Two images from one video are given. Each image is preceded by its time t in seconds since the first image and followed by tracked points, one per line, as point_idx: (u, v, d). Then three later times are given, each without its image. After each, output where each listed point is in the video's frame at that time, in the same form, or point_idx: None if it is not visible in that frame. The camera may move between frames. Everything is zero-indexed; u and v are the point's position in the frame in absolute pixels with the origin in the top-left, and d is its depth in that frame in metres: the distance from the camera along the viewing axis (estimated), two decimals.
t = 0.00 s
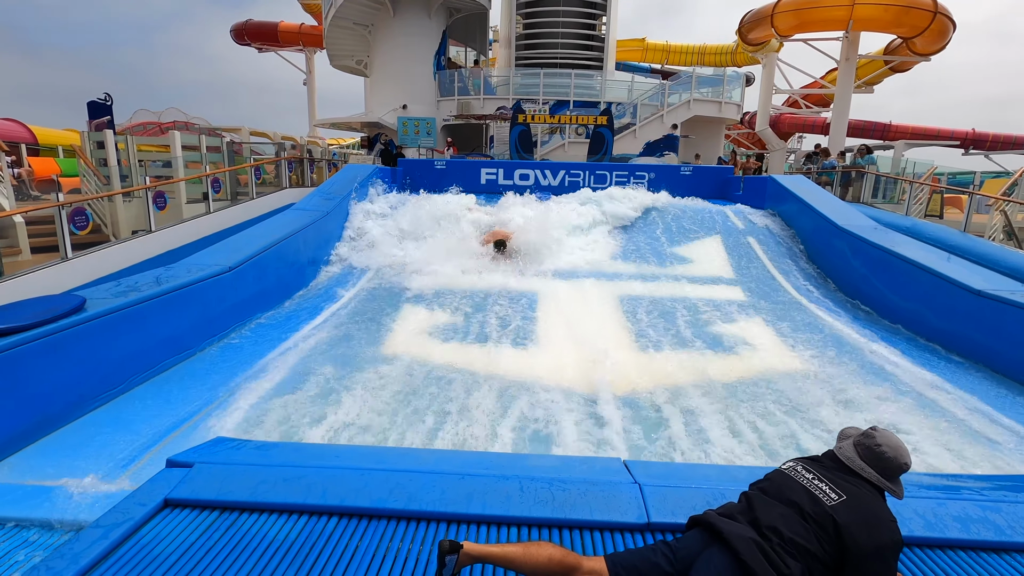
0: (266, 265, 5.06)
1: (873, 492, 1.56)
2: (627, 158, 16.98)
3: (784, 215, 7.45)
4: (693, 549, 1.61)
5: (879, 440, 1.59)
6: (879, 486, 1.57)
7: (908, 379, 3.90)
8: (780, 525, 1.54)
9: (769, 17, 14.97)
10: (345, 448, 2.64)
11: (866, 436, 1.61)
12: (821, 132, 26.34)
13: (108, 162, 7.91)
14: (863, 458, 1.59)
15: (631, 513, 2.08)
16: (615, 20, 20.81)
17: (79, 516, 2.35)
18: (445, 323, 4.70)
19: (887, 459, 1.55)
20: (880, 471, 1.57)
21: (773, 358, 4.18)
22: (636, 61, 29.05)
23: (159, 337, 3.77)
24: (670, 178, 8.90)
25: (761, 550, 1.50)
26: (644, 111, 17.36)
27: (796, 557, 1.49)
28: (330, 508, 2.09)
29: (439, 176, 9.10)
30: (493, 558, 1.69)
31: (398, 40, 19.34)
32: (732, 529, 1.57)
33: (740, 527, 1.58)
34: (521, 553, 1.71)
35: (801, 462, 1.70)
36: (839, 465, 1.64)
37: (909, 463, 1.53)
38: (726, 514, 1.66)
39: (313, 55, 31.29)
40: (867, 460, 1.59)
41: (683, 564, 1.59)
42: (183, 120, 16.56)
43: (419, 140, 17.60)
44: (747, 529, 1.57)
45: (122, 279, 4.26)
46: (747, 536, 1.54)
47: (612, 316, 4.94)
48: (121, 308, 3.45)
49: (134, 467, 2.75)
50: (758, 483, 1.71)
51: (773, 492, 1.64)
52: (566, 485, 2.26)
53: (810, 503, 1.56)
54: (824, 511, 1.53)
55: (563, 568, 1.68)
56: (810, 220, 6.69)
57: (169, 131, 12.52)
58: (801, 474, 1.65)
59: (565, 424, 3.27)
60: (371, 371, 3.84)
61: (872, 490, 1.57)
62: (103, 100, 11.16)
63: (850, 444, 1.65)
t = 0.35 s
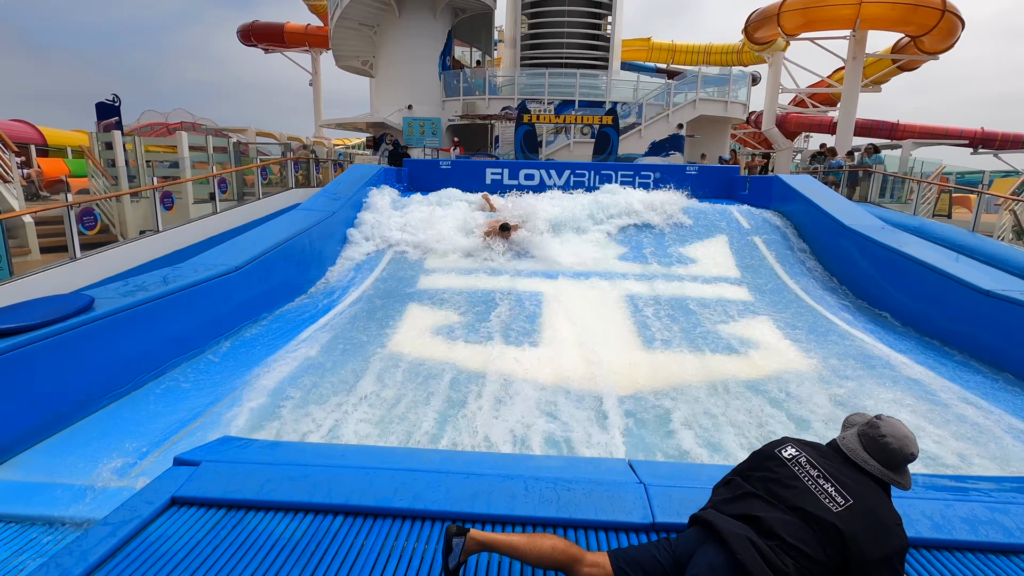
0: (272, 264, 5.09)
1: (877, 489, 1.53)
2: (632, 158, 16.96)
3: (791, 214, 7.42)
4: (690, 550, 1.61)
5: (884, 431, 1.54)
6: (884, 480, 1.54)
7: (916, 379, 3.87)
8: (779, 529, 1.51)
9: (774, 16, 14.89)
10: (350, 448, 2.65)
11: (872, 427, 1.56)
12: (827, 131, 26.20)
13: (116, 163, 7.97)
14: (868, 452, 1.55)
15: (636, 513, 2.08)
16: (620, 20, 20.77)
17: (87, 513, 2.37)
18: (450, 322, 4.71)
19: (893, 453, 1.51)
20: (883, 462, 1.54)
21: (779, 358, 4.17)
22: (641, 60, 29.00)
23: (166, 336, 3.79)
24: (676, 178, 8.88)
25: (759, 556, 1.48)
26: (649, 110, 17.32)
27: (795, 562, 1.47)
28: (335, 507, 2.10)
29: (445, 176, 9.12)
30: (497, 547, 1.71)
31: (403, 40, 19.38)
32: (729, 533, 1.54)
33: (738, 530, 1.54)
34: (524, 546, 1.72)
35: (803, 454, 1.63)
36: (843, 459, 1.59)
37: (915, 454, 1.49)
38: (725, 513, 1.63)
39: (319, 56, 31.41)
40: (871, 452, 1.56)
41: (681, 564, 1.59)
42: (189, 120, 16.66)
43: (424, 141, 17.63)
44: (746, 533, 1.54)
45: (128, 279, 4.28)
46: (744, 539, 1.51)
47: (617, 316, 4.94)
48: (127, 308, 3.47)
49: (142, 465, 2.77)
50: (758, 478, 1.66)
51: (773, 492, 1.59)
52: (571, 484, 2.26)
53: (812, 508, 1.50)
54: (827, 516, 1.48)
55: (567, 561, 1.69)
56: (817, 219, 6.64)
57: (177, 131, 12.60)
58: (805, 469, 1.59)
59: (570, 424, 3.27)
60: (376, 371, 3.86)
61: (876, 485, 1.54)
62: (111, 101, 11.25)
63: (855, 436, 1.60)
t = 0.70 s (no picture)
0: (274, 269, 5.10)
1: (846, 453, 1.55)
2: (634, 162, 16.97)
3: (792, 218, 7.42)
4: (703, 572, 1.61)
5: (834, 397, 1.56)
6: (847, 443, 1.55)
7: (918, 383, 3.86)
8: (779, 531, 1.51)
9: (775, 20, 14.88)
10: (351, 451, 2.65)
11: (819, 395, 1.59)
12: (829, 134, 26.20)
13: (119, 167, 8.01)
14: (822, 422, 1.58)
15: (637, 517, 2.07)
16: (621, 24, 20.83)
17: (89, 517, 2.37)
18: (451, 326, 4.71)
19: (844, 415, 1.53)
20: (839, 426, 1.56)
21: (780, 361, 4.16)
22: (643, 64, 29.08)
23: (168, 340, 3.80)
24: (677, 181, 8.88)
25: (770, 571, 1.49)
26: (650, 114, 17.35)
27: (803, 559, 1.48)
28: (335, 510, 2.10)
29: (446, 180, 9.13)
30: None
31: (405, 45, 19.46)
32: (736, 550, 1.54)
33: (744, 546, 1.54)
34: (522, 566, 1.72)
35: (771, 441, 1.64)
36: (807, 435, 1.61)
37: (865, 410, 1.52)
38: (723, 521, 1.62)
39: (321, 60, 31.57)
40: (827, 420, 1.57)
41: None
42: (192, 125, 16.73)
43: (426, 145, 17.68)
44: (747, 539, 1.55)
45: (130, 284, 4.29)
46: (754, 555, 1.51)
47: (619, 319, 4.93)
48: (130, 312, 3.48)
49: (143, 468, 2.77)
50: (739, 474, 1.66)
51: (761, 491, 1.58)
52: (572, 488, 2.25)
53: (803, 501, 1.50)
54: (815, 500, 1.49)
55: None
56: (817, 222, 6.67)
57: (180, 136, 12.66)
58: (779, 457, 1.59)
59: (571, 428, 3.25)
60: (377, 375, 3.85)
61: (845, 451, 1.55)
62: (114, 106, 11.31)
63: (807, 409, 1.63)
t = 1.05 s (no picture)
0: (261, 278, 5.05)
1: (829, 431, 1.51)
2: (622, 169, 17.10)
3: (778, 224, 7.51)
4: (662, 543, 1.45)
5: (832, 380, 1.55)
6: (833, 424, 1.51)
7: (904, 386, 3.91)
8: (751, 489, 1.41)
9: (759, 30, 15.08)
10: (340, 463, 2.62)
11: (818, 377, 1.57)
12: (813, 142, 26.60)
13: (102, 176, 7.90)
14: (817, 398, 1.54)
15: (629, 525, 2.07)
16: (608, 33, 21.04)
17: (70, 534, 2.31)
18: (441, 334, 4.69)
19: (837, 395, 1.51)
20: (831, 408, 1.53)
21: (769, 366, 4.19)
22: (630, 73, 29.39)
23: (153, 351, 3.74)
24: (664, 188, 8.96)
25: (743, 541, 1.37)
26: (638, 122, 17.51)
27: (773, 520, 1.39)
28: (324, 523, 2.07)
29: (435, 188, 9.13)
30: None
31: (392, 54, 19.50)
32: (707, 517, 1.41)
33: (716, 511, 1.42)
34: None
35: (755, 412, 1.59)
36: (793, 408, 1.57)
37: (860, 401, 1.51)
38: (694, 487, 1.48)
39: (309, 68, 31.52)
40: (819, 399, 1.54)
41: (659, 563, 1.44)
42: (177, 133, 16.58)
43: (414, 153, 17.68)
44: (718, 500, 1.44)
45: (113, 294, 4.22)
46: (725, 522, 1.40)
47: (608, 326, 4.94)
48: (113, 323, 3.42)
49: (126, 483, 2.72)
50: (716, 439, 1.57)
51: (738, 452, 1.48)
52: (563, 497, 2.24)
53: (787, 471, 1.41)
54: (790, 459, 1.42)
55: None
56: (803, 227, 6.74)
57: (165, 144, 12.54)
58: (760, 421, 1.54)
59: (562, 436, 3.24)
60: (366, 384, 3.82)
61: (828, 427, 1.51)
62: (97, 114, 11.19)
63: (801, 386, 1.60)
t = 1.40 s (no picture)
0: (265, 284, 5.06)
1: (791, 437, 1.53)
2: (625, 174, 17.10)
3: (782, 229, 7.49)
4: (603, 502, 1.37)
5: (798, 393, 1.61)
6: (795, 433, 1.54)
7: (910, 392, 3.88)
8: (701, 458, 1.39)
9: (762, 35, 15.12)
10: (343, 468, 2.61)
11: (786, 389, 1.63)
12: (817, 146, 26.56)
13: (108, 181, 7.96)
14: (782, 407, 1.59)
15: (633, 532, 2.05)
16: (611, 39, 21.10)
17: (73, 539, 2.31)
18: (444, 340, 4.69)
19: (803, 406, 1.56)
20: (794, 417, 1.57)
21: (773, 372, 4.17)
22: (632, 78, 29.45)
23: (156, 356, 3.74)
24: (668, 193, 8.97)
25: (684, 500, 1.29)
26: (641, 127, 17.53)
27: (718, 491, 1.34)
28: (326, 529, 2.06)
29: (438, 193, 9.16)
30: None
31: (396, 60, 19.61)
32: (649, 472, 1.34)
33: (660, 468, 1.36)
34: None
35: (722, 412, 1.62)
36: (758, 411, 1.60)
37: (826, 415, 1.56)
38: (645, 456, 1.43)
39: (314, 74, 31.75)
40: (783, 409, 1.59)
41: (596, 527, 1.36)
42: (183, 139, 16.68)
43: (418, 158, 17.75)
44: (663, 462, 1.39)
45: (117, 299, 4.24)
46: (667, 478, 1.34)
47: (612, 331, 4.93)
48: (118, 328, 3.43)
49: (129, 489, 2.72)
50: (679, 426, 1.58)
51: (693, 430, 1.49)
52: (567, 504, 2.23)
53: (742, 453, 1.42)
54: (746, 443, 1.44)
55: None
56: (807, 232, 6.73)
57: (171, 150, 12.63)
58: (726, 417, 1.56)
59: (565, 442, 3.23)
60: (369, 389, 3.82)
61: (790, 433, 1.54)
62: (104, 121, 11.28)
63: (769, 398, 1.65)
